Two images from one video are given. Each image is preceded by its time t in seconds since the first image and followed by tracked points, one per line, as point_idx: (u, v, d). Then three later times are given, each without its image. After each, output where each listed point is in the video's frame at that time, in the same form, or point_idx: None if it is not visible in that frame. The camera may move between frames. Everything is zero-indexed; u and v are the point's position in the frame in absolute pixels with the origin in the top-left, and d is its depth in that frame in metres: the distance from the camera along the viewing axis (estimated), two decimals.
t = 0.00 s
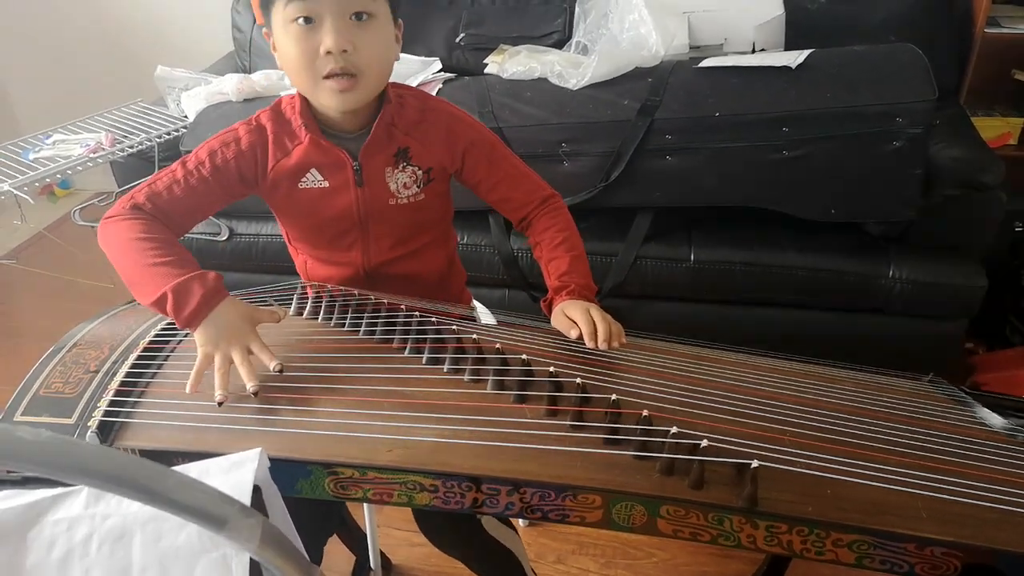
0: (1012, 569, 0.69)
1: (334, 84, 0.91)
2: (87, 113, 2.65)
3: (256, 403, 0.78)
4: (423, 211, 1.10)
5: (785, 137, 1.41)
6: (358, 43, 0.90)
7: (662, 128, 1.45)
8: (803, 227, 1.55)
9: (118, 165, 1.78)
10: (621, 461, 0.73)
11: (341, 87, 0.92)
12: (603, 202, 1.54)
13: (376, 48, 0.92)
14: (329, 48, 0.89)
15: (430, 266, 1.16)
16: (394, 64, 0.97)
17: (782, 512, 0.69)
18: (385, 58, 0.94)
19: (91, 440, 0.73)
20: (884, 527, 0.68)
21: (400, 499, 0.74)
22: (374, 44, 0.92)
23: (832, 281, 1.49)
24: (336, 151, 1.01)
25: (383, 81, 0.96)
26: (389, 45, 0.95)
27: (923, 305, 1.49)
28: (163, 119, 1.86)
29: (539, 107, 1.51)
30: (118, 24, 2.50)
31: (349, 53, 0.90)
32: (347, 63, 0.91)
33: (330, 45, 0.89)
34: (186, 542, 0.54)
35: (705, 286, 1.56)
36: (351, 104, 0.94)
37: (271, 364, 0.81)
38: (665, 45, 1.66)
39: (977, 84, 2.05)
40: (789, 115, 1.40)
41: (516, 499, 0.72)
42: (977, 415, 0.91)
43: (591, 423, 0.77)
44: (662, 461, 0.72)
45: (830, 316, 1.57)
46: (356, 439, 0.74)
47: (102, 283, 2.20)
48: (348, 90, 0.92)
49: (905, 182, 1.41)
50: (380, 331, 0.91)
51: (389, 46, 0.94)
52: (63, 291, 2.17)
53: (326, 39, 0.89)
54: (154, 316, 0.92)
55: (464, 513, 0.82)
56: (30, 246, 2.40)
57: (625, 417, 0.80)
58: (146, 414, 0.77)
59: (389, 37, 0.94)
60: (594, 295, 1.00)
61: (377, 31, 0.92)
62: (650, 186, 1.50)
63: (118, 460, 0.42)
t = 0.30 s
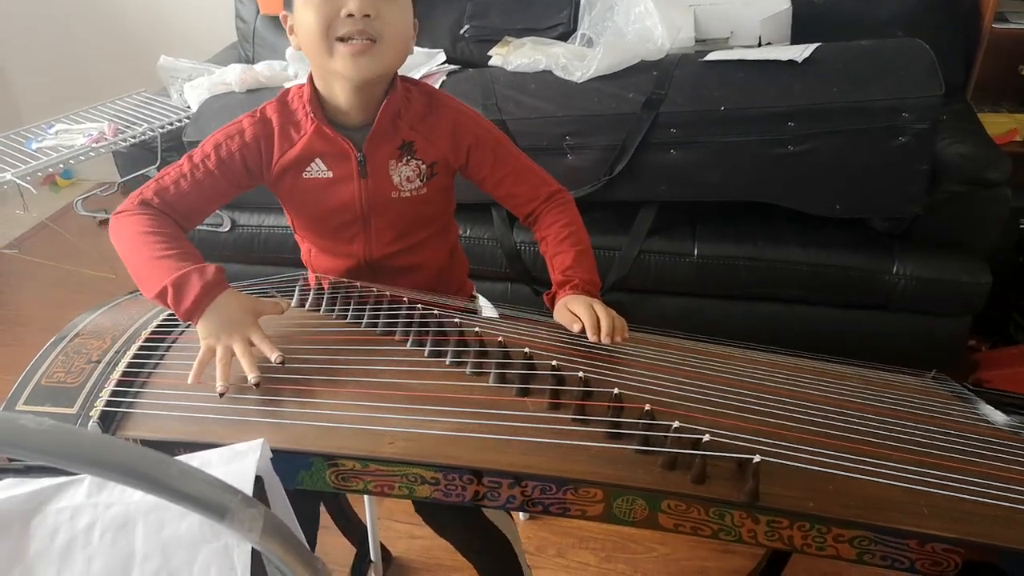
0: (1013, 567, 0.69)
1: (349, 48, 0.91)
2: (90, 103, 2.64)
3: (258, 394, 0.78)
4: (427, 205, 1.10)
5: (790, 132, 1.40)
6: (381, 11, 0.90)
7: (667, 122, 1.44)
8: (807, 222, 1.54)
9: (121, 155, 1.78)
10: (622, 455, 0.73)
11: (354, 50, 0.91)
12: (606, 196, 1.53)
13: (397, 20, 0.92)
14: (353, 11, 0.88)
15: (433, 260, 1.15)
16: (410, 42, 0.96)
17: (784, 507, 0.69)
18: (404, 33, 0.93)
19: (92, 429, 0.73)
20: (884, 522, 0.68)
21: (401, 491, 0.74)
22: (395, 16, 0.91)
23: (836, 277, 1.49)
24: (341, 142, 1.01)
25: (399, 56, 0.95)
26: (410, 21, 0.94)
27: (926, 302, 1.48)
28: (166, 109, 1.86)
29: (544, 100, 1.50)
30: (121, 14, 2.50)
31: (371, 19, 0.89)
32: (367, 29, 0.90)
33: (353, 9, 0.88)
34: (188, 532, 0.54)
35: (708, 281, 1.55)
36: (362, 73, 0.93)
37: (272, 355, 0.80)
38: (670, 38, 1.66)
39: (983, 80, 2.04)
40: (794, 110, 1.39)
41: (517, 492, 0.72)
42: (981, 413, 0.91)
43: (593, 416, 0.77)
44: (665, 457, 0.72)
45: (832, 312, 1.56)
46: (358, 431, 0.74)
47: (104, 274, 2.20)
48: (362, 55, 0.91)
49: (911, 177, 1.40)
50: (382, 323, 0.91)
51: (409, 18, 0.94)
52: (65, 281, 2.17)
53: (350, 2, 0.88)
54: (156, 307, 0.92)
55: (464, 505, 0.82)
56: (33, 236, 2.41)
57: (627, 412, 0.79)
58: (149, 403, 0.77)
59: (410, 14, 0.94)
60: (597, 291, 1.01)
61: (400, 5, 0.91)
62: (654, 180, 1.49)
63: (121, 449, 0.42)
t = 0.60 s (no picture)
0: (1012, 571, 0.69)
1: (368, 67, 0.91)
2: (92, 100, 2.64)
3: (259, 391, 0.78)
4: (437, 201, 1.10)
5: (791, 134, 1.41)
6: (394, 26, 0.90)
7: (669, 123, 1.44)
8: (808, 225, 1.54)
9: (123, 151, 1.78)
10: (622, 456, 0.73)
11: (375, 69, 0.92)
12: (608, 196, 1.54)
13: (410, 32, 0.92)
14: (366, 30, 0.89)
15: (442, 256, 1.15)
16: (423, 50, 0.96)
17: (785, 509, 0.69)
18: (416, 43, 0.93)
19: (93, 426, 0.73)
20: (884, 525, 0.68)
21: (401, 490, 0.74)
22: (407, 29, 0.91)
23: (837, 280, 1.49)
24: (354, 136, 1.02)
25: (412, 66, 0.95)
26: (422, 32, 0.94)
27: (927, 305, 1.48)
28: (168, 105, 1.86)
29: (546, 100, 1.50)
30: (124, 11, 2.50)
31: (384, 36, 0.90)
32: (381, 46, 0.90)
33: (366, 28, 0.89)
34: (190, 529, 0.54)
35: (708, 282, 1.55)
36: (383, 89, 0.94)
37: (270, 352, 0.80)
38: (672, 40, 1.66)
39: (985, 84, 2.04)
40: (796, 112, 1.39)
41: (516, 492, 0.72)
42: (980, 417, 0.91)
43: (594, 417, 0.77)
44: (664, 458, 0.72)
45: (833, 314, 1.56)
46: (358, 430, 0.74)
47: (105, 270, 2.20)
48: (381, 72, 0.92)
49: (912, 181, 1.40)
50: (383, 322, 0.91)
51: (421, 24, 0.93)
52: (66, 277, 2.17)
53: (363, 21, 0.89)
54: (158, 304, 0.92)
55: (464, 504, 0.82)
56: (34, 231, 2.41)
57: (627, 413, 0.80)
58: (150, 400, 0.77)
59: (421, 24, 0.94)
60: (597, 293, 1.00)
61: (411, 16, 0.91)
62: (656, 181, 1.50)
63: (124, 446, 0.42)
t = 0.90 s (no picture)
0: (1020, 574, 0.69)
1: (353, 57, 0.91)
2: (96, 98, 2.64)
3: (262, 392, 0.78)
4: (436, 202, 1.10)
5: (796, 134, 1.40)
6: (385, 21, 0.90)
7: (673, 123, 1.44)
8: (812, 225, 1.54)
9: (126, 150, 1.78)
10: (627, 458, 0.73)
11: (360, 61, 0.91)
12: (612, 196, 1.53)
13: (401, 28, 0.92)
14: (355, 21, 0.89)
15: (441, 258, 1.14)
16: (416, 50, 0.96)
17: (790, 511, 0.69)
18: (408, 40, 0.93)
19: (96, 426, 0.73)
20: (888, 528, 0.68)
21: (404, 491, 0.74)
22: (399, 25, 0.91)
23: (842, 281, 1.48)
24: (352, 134, 1.02)
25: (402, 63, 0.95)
26: (415, 30, 0.94)
27: (932, 307, 1.48)
28: (172, 104, 1.86)
29: (550, 99, 1.50)
30: (128, 10, 2.50)
31: (374, 29, 0.90)
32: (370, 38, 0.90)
33: (355, 19, 0.89)
34: (193, 530, 0.54)
35: (712, 282, 1.55)
36: (367, 82, 0.94)
37: (268, 336, 0.80)
38: (677, 39, 1.66)
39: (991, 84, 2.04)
40: (801, 112, 1.39)
41: (520, 493, 0.72)
42: (987, 419, 0.91)
43: (598, 419, 0.77)
44: (669, 459, 0.72)
45: (837, 315, 1.56)
46: (363, 430, 0.74)
47: (109, 268, 2.20)
48: (366, 62, 0.92)
49: (917, 181, 1.40)
50: (387, 322, 0.91)
51: (414, 24, 0.94)
52: (70, 276, 2.17)
53: (353, 13, 0.89)
54: (161, 304, 0.92)
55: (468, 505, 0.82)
56: (38, 229, 2.41)
57: (631, 414, 0.79)
58: (153, 400, 0.77)
59: (415, 23, 0.94)
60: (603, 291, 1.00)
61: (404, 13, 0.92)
62: (660, 181, 1.49)
63: (126, 446, 0.42)
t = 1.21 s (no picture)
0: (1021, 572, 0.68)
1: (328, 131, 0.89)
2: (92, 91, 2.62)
3: (260, 388, 0.77)
4: (428, 184, 1.09)
5: (794, 129, 1.40)
6: (348, 107, 0.85)
7: (672, 117, 1.43)
8: (810, 220, 1.53)
9: (123, 144, 1.77)
10: (626, 454, 0.73)
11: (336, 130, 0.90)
12: (610, 191, 1.53)
13: (365, 103, 0.86)
14: (318, 114, 0.84)
15: (433, 243, 1.14)
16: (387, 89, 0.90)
17: (788, 508, 0.69)
18: (376, 100, 0.88)
19: (92, 421, 0.72)
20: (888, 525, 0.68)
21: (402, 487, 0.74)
22: (362, 102, 0.86)
23: (840, 276, 1.48)
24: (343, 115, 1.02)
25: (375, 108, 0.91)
26: (382, 87, 0.88)
27: (930, 302, 1.48)
28: (167, 98, 1.85)
29: (548, 93, 1.49)
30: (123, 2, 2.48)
31: (341, 115, 0.85)
32: (337, 122, 0.86)
33: (319, 112, 0.84)
34: (190, 528, 0.54)
35: (710, 277, 1.55)
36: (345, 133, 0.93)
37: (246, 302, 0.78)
38: (675, 33, 1.64)
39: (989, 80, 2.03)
40: (800, 107, 1.38)
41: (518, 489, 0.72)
42: (986, 415, 0.90)
43: (597, 415, 0.77)
44: (668, 456, 0.71)
45: (835, 310, 1.56)
46: (361, 427, 0.73)
47: (105, 263, 2.19)
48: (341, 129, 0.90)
49: (915, 177, 1.39)
50: (384, 317, 0.91)
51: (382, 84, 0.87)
52: (65, 270, 2.16)
53: (316, 107, 0.83)
54: (157, 298, 0.91)
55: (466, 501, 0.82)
56: (34, 223, 2.40)
57: (629, 411, 0.79)
58: (149, 396, 0.76)
59: (381, 83, 0.87)
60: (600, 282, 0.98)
61: (367, 92, 0.85)
62: (658, 176, 1.49)
63: (119, 446, 0.41)
